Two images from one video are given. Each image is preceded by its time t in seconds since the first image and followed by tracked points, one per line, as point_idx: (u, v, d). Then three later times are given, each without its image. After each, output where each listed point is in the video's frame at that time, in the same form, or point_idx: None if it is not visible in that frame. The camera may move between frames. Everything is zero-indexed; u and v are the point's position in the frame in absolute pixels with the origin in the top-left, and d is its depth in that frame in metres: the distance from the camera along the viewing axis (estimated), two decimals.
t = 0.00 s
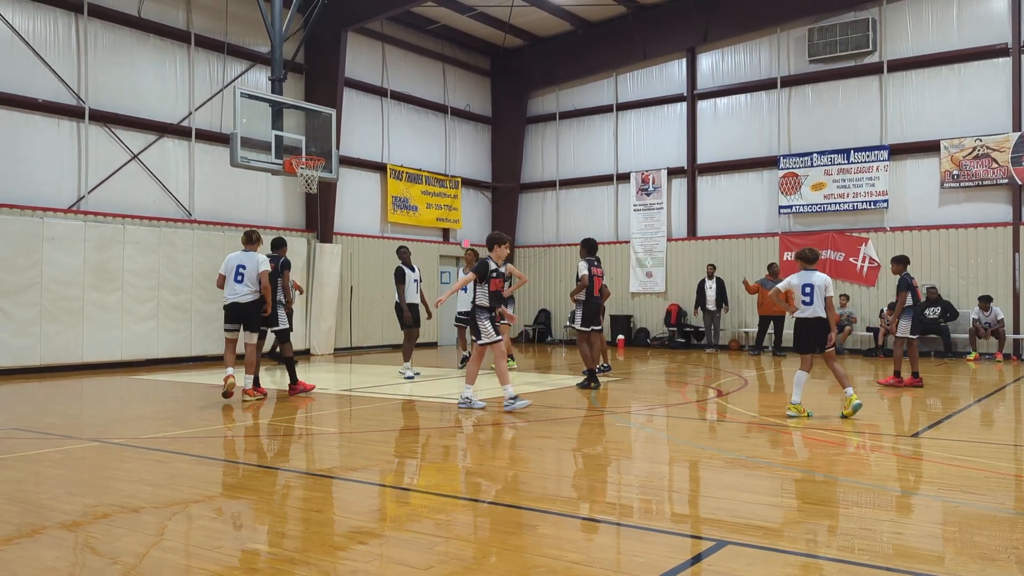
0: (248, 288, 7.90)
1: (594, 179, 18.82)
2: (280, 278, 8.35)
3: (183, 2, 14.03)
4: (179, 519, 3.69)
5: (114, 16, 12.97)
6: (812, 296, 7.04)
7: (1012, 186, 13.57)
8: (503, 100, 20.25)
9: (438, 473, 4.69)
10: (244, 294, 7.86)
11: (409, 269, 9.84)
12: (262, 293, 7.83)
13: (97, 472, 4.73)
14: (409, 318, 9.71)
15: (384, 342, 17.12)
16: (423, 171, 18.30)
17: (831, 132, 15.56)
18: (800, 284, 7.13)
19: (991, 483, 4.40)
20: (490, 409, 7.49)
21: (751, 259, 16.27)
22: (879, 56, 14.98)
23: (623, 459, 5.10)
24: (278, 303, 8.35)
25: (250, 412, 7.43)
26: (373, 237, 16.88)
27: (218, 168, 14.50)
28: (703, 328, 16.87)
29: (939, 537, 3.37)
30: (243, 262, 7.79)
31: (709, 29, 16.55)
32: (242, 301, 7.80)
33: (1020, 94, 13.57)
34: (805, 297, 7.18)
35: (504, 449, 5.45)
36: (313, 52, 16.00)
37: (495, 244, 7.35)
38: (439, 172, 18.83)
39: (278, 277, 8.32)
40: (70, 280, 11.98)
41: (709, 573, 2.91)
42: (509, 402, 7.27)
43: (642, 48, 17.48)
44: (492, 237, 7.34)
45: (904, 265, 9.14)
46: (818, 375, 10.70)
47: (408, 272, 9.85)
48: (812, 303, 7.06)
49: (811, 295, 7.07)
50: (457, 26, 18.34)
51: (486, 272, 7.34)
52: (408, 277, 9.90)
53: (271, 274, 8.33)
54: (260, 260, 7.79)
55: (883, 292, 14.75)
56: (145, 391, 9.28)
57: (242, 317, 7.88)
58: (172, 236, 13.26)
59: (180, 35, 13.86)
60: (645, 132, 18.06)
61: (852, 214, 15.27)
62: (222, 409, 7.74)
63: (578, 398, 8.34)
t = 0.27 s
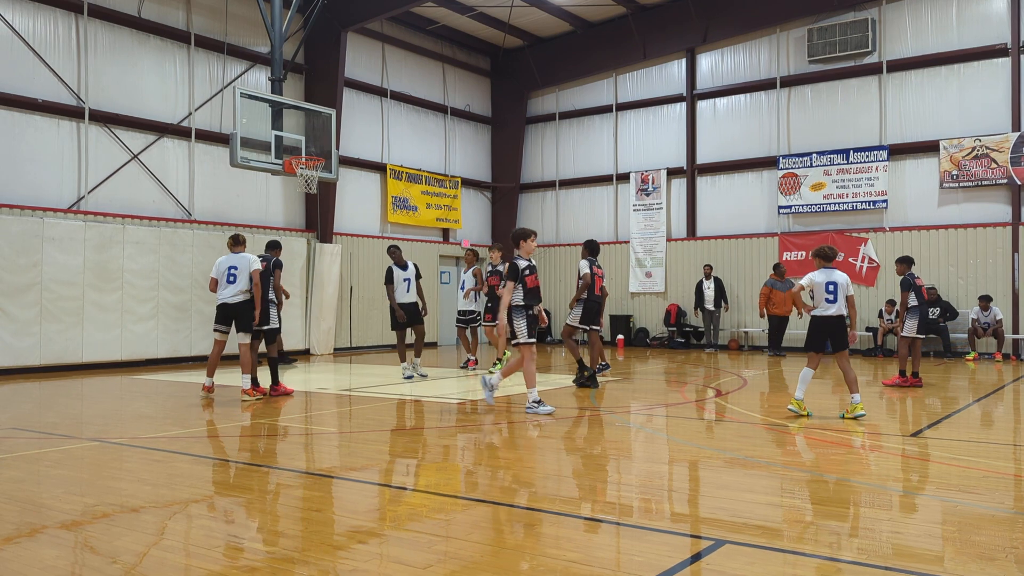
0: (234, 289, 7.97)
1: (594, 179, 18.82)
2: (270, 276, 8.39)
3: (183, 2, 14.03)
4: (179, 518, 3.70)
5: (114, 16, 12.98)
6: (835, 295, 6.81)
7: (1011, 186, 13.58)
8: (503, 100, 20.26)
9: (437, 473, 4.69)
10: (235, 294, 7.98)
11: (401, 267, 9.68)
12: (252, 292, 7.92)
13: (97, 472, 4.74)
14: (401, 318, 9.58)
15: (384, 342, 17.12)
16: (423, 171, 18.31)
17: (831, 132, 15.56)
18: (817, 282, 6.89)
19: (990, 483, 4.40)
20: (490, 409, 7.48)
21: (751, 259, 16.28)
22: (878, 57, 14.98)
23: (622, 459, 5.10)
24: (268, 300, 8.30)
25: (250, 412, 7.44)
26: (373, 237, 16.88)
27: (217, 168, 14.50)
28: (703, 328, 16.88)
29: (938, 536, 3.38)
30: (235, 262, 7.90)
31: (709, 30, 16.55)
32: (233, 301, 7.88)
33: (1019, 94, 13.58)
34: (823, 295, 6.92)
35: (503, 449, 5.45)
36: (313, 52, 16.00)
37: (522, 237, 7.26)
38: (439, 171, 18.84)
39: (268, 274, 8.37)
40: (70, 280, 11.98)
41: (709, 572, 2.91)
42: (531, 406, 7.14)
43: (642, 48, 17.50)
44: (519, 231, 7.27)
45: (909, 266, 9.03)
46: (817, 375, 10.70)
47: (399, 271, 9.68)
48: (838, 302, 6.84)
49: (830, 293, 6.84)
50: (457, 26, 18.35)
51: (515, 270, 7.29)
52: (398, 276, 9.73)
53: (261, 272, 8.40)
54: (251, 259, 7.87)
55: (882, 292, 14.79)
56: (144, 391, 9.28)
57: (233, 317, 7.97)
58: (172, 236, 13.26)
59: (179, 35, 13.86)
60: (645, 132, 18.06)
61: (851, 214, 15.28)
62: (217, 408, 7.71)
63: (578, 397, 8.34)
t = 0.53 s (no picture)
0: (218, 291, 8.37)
1: (594, 179, 18.82)
2: (261, 274, 8.24)
3: (183, 2, 14.03)
4: (179, 517, 3.70)
5: (114, 16, 12.97)
6: (853, 290, 6.76)
7: (1012, 186, 13.58)
8: (503, 99, 20.25)
9: (437, 473, 4.68)
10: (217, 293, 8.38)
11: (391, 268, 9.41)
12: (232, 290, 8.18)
13: (97, 472, 4.74)
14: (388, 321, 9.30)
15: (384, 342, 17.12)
16: (423, 171, 18.31)
17: (831, 132, 15.56)
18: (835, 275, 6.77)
19: (990, 482, 4.40)
20: (490, 409, 7.46)
21: (751, 259, 16.27)
22: (879, 56, 14.97)
23: (622, 459, 5.09)
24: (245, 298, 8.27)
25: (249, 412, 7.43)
26: (373, 237, 16.88)
27: (217, 168, 14.50)
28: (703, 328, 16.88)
29: (938, 535, 3.37)
30: (215, 263, 8.31)
31: (709, 30, 16.55)
32: (212, 300, 8.25)
33: (1020, 94, 13.57)
34: (840, 291, 6.78)
35: (503, 449, 5.44)
36: (313, 51, 16.00)
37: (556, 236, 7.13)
38: (439, 171, 18.83)
39: (258, 273, 8.21)
40: (70, 279, 11.98)
41: (708, 572, 2.91)
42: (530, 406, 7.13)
43: (642, 48, 17.50)
44: (551, 230, 7.16)
45: (919, 265, 8.94)
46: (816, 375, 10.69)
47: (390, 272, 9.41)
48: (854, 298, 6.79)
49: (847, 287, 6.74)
50: (457, 26, 18.34)
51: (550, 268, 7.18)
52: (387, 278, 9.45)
53: (252, 271, 8.25)
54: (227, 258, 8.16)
55: (882, 291, 14.78)
56: (144, 391, 9.28)
57: (219, 315, 8.31)
58: (172, 235, 13.25)
59: (179, 35, 13.86)
60: (645, 132, 18.06)
61: (852, 214, 15.28)
62: (215, 408, 7.67)
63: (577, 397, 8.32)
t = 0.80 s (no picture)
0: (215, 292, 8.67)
1: (595, 178, 18.81)
2: (261, 275, 8.18)
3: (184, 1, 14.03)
4: (180, 516, 3.69)
5: (115, 16, 12.98)
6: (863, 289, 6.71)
7: (1013, 185, 13.57)
8: (504, 99, 20.25)
9: (438, 472, 4.67)
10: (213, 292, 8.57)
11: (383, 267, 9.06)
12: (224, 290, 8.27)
13: (99, 471, 4.74)
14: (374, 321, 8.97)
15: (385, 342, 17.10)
16: (424, 171, 18.31)
17: (832, 131, 15.55)
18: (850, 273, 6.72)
19: (991, 481, 4.39)
20: (490, 409, 7.45)
21: (752, 259, 16.27)
22: (880, 56, 14.96)
23: (623, 458, 5.08)
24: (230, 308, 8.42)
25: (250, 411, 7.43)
26: (374, 237, 16.88)
27: (219, 168, 14.50)
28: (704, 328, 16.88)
29: (940, 535, 3.37)
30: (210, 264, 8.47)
31: (710, 30, 16.54)
32: (209, 299, 8.49)
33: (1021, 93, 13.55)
34: (852, 290, 6.69)
35: (504, 448, 5.43)
36: (314, 51, 16.00)
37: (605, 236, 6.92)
38: (440, 171, 18.84)
39: (258, 275, 8.16)
40: (71, 279, 11.99)
41: (711, 572, 2.90)
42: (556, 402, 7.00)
43: (644, 47, 17.49)
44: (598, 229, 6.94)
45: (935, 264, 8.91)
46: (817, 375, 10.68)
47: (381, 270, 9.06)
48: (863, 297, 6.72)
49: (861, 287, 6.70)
50: (458, 25, 18.33)
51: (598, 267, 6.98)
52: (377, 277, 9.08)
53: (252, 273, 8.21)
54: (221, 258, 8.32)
55: (884, 291, 14.76)
56: (145, 390, 9.27)
57: (216, 314, 8.50)
58: (173, 235, 13.25)
59: (180, 34, 13.86)
60: (646, 132, 18.05)
61: (853, 214, 15.26)
62: (214, 408, 7.65)
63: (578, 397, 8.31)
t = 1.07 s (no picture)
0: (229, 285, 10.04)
1: (596, 179, 18.81)
2: (266, 276, 8.23)
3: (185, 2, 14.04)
4: (181, 516, 3.70)
5: (116, 16, 12.98)
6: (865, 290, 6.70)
7: (1014, 185, 13.56)
8: (504, 100, 20.26)
9: (438, 473, 4.67)
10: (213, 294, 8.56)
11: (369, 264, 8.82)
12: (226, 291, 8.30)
13: (99, 471, 4.74)
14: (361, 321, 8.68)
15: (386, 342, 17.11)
16: (424, 172, 18.31)
17: (833, 131, 15.55)
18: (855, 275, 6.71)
19: (992, 482, 4.40)
20: (490, 409, 7.45)
21: (753, 259, 16.27)
22: (881, 56, 14.96)
23: (624, 459, 5.08)
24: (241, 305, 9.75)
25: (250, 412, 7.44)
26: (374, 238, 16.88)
27: (219, 168, 14.51)
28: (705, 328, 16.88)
29: (941, 535, 3.37)
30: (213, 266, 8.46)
31: (710, 30, 16.54)
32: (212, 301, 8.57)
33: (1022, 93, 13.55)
34: (855, 291, 6.68)
35: (505, 449, 5.43)
36: (315, 52, 16.01)
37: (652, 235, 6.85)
38: (440, 172, 18.85)
39: (263, 276, 8.19)
40: (72, 279, 11.99)
41: (711, 572, 2.90)
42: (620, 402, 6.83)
43: (644, 48, 17.50)
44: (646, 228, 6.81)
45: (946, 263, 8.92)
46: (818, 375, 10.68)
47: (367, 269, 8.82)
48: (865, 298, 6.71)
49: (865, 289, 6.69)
50: (459, 26, 18.33)
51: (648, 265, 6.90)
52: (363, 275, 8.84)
53: (257, 274, 8.24)
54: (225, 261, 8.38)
55: (884, 292, 14.77)
56: (146, 391, 9.26)
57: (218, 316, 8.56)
58: (174, 236, 13.25)
59: (181, 35, 13.87)
60: (646, 132, 18.05)
61: (854, 214, 15.26)
62: (214, 409, 7.65)
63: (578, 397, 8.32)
